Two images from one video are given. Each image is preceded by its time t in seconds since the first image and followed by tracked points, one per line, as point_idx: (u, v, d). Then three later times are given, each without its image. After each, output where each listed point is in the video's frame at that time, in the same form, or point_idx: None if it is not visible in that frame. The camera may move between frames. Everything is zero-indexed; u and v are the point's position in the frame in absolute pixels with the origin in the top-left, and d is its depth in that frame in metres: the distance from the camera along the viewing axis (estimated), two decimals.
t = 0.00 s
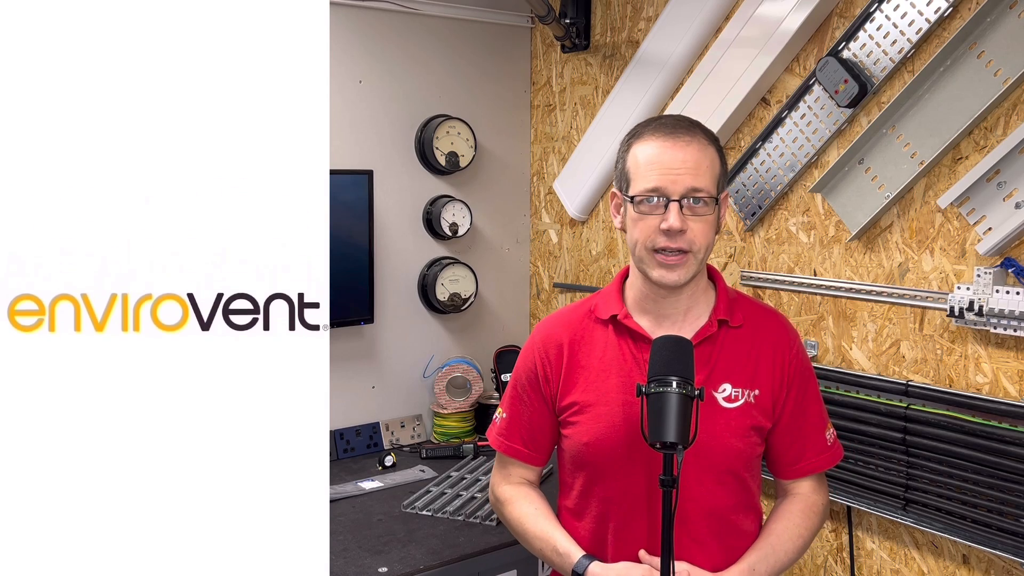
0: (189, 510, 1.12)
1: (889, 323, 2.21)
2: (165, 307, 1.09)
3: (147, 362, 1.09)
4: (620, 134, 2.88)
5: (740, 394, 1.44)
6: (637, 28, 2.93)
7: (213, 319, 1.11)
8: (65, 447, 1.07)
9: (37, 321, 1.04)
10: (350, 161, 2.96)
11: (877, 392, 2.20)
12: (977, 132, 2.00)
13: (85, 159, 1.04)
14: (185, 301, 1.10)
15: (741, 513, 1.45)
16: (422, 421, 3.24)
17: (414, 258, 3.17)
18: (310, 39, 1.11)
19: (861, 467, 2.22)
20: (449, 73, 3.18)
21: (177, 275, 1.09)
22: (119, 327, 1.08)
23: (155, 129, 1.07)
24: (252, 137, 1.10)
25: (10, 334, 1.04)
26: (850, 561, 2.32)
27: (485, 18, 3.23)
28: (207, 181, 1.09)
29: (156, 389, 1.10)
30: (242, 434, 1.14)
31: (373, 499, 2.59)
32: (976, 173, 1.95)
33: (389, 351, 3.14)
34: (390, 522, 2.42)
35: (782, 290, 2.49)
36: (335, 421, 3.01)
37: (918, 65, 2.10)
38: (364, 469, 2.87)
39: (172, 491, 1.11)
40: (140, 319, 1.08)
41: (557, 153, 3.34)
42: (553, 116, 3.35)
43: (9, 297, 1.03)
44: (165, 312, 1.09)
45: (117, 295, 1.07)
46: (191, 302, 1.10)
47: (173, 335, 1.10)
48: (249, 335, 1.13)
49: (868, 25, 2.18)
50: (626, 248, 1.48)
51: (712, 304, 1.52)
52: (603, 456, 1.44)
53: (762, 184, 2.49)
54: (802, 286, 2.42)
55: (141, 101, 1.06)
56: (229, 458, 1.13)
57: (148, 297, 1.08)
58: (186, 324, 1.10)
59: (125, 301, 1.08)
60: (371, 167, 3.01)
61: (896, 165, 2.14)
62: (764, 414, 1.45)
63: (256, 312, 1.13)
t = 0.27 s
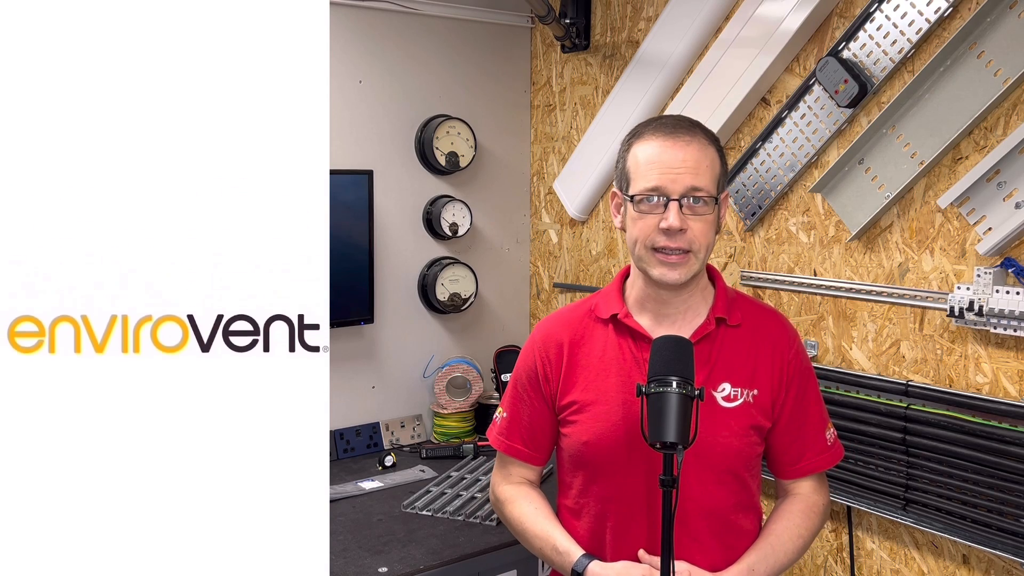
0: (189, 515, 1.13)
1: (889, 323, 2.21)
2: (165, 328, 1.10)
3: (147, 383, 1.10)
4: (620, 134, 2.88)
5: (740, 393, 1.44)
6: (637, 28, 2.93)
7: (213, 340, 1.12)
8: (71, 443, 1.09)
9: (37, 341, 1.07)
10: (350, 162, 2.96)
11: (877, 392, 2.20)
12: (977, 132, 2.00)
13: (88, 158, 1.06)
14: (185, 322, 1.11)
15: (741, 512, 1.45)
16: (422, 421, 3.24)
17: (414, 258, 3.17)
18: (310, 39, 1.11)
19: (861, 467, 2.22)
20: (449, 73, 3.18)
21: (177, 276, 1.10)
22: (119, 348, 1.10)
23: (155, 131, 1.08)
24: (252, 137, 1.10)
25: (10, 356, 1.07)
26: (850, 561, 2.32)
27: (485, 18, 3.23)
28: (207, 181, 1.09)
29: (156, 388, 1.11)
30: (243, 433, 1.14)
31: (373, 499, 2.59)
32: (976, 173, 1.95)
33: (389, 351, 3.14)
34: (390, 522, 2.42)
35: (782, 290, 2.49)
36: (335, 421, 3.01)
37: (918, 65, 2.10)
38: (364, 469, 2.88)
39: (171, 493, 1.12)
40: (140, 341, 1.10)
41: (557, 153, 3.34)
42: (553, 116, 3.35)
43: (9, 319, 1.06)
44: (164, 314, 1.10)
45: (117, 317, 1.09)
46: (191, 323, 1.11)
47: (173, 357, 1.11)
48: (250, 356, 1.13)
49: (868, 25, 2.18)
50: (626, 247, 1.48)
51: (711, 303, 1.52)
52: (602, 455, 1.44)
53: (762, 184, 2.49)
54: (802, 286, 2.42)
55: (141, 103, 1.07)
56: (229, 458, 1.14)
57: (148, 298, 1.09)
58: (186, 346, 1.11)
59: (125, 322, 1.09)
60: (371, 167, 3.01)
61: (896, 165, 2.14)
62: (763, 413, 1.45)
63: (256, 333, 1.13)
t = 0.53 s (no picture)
0: (188, 518, 1.13)
1: (889, 323, 2.21)
2: (165, 350, 1.10)
3: (147, 404, 1.10)
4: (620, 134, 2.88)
5: (741, 391, 1.43)
6: (637, 28, 2.93)
7: (213, 361, 1.12)
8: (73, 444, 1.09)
9: (38, 361, 1.06)
10: (350, 161, 2.96)
11: (877, 392, 2.20)
12: (977, 132, 2.00)
13: (88, 157, 1.06)
14: (185, 344, 1.11)
15: (741, 511, 1.45)
16: (422, 421, 3.24)
17: (414, 258, 3.17)
18: (310, 39, 1.11)
19: (861, 467, 2.22)
20: (449, 73, 3.18)
21: (178, 277, 1.09)
22: (119, 369, 1.09)
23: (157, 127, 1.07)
24: (252, 136, 1.10)
25: (10, 378, 1.06)
26: (850, 561, 2.32)
27: (485, 18, 3.23)
28: (207, 182, 1.09)
29: (155, 388, 1.11)
30: (243, 432, 1.14)
31: (373, 499, 2.59)
32: (976, 173, 1.95)
33: (389, 351, 3.14)
34: (390, 522, 2.42)
35: (782, 290, 2.49)
36: (335, 421, 3.01)
37: (918, 65, 2.10)
38: (364, 469, 2.88)
39: (171, 496, 1.12)
40: (140, 362, 1.10)
41: (557, 153, 3.34)
42: (553, 116, 3.35)
43: (9, 340, 1.05)
44: (164, 314, 1.10)
45: (117, 338, 1.09)
46: (191, 344, 1.11)
47: (173, 378, 1.11)
48: (250, 377, 1.14)
49: (868, 25, 2.18)
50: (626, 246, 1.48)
51: (711, 300, 1.52)
52: (602, 452, 1.44)
53: (762, 184, 2.49)
54: (802, 286, 2.42)
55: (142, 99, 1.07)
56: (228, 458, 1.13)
57: (148, 298, 1.09)
58: (186, 367, 1.11)
59: (125, 344, 1.09)
60: (371, 167, 3.01)
61: (896, 165, 2.14)
62: (764, 411, 1.45)
63: (256, 355, 1.13)
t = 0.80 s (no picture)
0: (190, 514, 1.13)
1: (889, 323, 2.21)
2: (165, 371, 1.11)
3: (148, 426, 1.11)
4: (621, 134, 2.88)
5: (742, 393, 1.43)
6: (637, 28, 2.93)
7: (213, 383, 1.12)
8: (75, 442, 1.09)
9: (37, 385, 1.07)
10: (350, 161, 2.96)
11: (877, 392, 2.20)
12: (977, 132, 2.00)
13: (88, 157, 1.06)
14: (185, 365, 1.11)
15: (743, 512, 1.45)
16: (422, 421, 3.24)
17: (414, 258, 3.17)
18: (310, 38, 1.11)
19: (861, 467, 2.22)
20: (449, 73, 3.18)
21: (177, 277, 1.09)
22: (119, 392, 1.10)
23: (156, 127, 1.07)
24: (252, 136, 1.10)
25: (11, 400, 1.07)
26: (850, 561, 2.32)
27: (485, 18, 3.23)
28: (207, 182, 1.09)
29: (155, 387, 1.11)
30: (242, 432, 1.13)
31: (373, 499, 2.59)
32: (976, 173, 1.95)
33: (389, 351, 3.14)
34: (390, 522, 2.42)
35: (782, 290, 2.49)
36: (335, 420, 3.01)
37: (918, 65, 2.10)
38: (364, 469, 2.88)
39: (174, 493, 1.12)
40: (140, 384, 1.10)
41: (557, 153, 3.34)
42: (553, 116, 3.35)
43: (9, 362, 1.06)
44: (163, 314, 1.10)
45: (118, 359, 1.09)
46: (191, 366, 1.11)
47: (173, 400, 1.11)
48: (250, 399, 1.13)
49: (868, 25, 2.18)
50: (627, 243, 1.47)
51: (713, 302, 1.52)
52: (603, 454, 1.44)
53: (762, 184, 2.49)
54: (802, 286, 2.42)
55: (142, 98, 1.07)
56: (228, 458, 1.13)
57: (147, 298, 1.09)
58: (186, 389, 1.11)
59: (125, 365, 1.09)
60: (371, 167, 3.01)
61: (896, 165, 2.14)
62: (766, 413, 1.45)
63: (256, 377, 1.13)
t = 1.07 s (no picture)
0: (190, 514, 1.13)
1: (889, 323, 2.21)
2: (165, 393, 1.11)
3: (148, 448, 1.11)
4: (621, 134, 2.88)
5: (745, 393, 1.43)
6: (637, 28, 2.93)
7: (213, 405, 1.12)
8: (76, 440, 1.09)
9: (37, 407, 1.08)
10: (350, 161, 2.96)
11: (877, 392, 2.20)
12: (977, 132, 2.00)
13: (88, 155, 1.06)
14: (185, 387, 1.11)
15: (745, 513, 1.45)
16: (422, 421, 3.24)
17: (414, 258, 3.17)
18: (310, 38, 1.11)
19: (861, 467, 2.22)
20: (449, 73, 3.18)
21: (177, 276, 1.09)
22: (119, 413, 1.10)
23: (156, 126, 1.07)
24: (252, 135, 1.10)
25: (11, 420, 1.07)
26: (850, 561, 2.32)
27: (484, 18, 3.23)
28: (207, 181, 1.09)
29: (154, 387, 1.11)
30: (242, 432, 1.13)
31: (373, 499, 2.59)
32: (976, 173, 1.95)
33: (389, 351, 3.14)
34: (390, 522, 2.42)
35: (782, 290, 2.49)
36: (335, 420, 3.01)
37: (918, 65, 2.10)
38: (364, 469, 2.88)
39: (174, 494, 1.12)
40: (140, 406, 1.10)
41: (557, 154, 3.34)
42: (553, 116, 3.35)
43: (9, 384, 1.07)
44: (163, 313, 1.10)
45: (117, 381, 1.10)
46: (191, 388, 1.12)
47: (173, 421, 1.12)
48: (251, 421, 1.13)
49: (868, 25, 2.18)
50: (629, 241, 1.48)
51: (715, 304, 1.51)
52: (605, 455, 1.44)
53: (762, 184, 2.49)
54: (802, 286, 2.42)
55: (142, 79, 1.07)
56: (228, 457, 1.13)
57: (147, 298, 1.09)
58: (186, 411, 1.12)
59: (125, 387, 1.10)
60: (370, 167, 3.01)
61: (896, 165, 2.14)
62: (768, 413, 1.45)
63: (256, 398, 1.13)
